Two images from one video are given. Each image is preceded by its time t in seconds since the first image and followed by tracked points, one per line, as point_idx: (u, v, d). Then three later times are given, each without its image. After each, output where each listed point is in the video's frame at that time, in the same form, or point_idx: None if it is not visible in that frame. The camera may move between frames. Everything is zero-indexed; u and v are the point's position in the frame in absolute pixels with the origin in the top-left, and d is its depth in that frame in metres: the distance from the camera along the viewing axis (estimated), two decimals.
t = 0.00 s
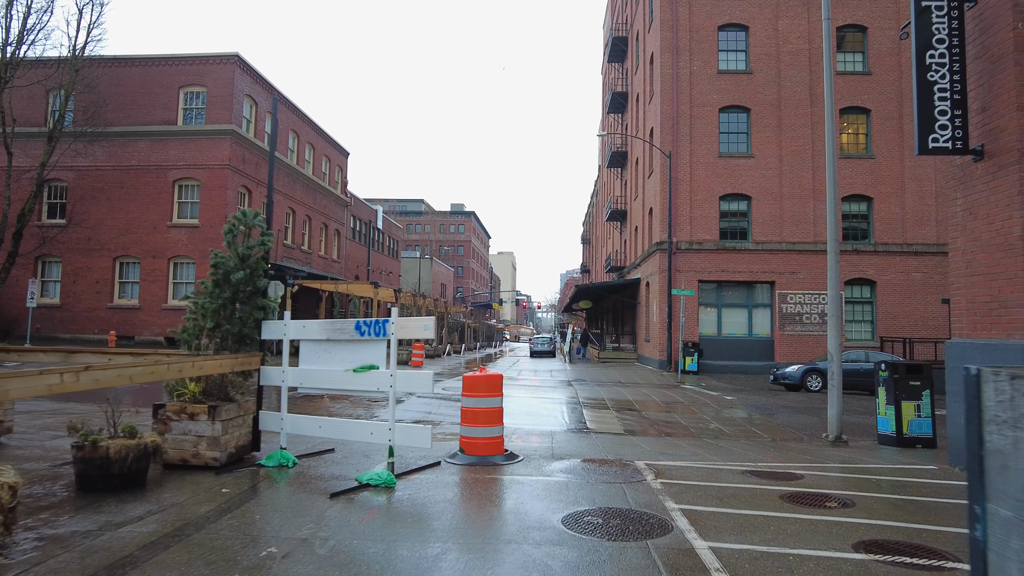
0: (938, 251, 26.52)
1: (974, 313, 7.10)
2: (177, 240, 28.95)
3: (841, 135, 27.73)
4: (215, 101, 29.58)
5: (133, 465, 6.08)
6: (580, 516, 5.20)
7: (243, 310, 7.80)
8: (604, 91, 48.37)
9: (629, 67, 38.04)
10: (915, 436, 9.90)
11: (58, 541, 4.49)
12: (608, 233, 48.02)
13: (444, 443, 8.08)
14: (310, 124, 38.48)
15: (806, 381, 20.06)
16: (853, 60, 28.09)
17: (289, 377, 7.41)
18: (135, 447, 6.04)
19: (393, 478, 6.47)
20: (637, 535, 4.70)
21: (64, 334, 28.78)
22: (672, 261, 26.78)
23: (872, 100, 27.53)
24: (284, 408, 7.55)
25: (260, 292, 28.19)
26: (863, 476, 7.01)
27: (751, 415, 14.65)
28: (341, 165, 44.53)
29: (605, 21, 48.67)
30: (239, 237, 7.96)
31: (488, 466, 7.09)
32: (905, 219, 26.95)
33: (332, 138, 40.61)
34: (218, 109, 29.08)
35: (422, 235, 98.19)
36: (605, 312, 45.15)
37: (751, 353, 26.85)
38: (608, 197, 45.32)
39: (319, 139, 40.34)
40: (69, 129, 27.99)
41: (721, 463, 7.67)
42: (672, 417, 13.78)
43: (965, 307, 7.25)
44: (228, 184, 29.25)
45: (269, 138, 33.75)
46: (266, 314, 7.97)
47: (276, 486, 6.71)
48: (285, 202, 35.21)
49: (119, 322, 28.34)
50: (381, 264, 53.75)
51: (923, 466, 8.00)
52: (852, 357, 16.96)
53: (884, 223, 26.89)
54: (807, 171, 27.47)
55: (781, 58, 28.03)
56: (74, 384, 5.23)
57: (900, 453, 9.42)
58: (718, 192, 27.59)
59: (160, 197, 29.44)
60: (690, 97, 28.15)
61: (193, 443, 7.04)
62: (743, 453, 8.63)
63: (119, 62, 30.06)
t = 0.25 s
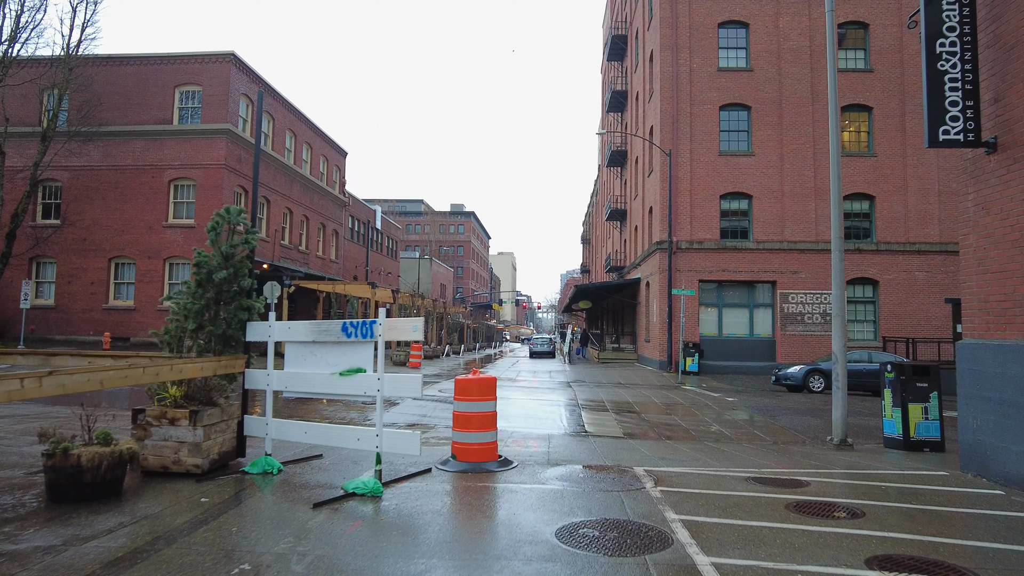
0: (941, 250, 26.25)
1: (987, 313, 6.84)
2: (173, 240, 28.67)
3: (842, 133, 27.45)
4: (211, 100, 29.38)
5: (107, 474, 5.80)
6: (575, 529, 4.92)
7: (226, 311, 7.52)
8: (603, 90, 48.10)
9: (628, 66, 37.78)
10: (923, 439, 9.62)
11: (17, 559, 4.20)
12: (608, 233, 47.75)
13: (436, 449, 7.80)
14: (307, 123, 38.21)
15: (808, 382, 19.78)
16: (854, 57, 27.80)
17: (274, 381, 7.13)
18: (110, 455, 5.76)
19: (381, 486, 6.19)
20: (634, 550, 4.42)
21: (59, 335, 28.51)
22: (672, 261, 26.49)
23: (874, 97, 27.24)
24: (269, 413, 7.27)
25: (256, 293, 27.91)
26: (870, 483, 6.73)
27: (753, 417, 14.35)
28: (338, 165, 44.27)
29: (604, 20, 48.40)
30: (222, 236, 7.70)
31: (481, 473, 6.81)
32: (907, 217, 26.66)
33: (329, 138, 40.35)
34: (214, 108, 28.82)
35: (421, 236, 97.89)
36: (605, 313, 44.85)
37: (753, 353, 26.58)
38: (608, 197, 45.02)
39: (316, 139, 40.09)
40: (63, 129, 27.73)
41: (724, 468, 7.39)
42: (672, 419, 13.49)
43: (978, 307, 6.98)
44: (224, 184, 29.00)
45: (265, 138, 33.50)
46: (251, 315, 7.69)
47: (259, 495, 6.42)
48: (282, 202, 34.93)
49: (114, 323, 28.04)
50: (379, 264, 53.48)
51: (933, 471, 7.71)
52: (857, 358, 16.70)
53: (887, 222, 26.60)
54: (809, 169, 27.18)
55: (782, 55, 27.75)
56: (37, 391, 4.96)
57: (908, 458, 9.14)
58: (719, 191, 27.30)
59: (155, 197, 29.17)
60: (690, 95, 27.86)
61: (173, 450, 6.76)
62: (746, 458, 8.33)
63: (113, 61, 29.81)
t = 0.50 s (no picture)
0: (948, 248, 25.91)
1: (1007, 310, 6.56)
2: (171, 239, 28.45)
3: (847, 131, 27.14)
4: (209, 98, 29.16)
5: (84, 478, 5.51)
6: (576, 538, 4.64)
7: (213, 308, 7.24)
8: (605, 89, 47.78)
9: (630, 63, 37.51)
10: (935, 441, 9.32)
11: None
12: (610, 233, 47.43)
13: (432, 451, 7.53)
14: (308, 122, 37.98)
15: (813, 382, 19.47)
16: (859, 53, 27.48)
17: (263, 380, 6.87)
18: (87, 458, 5.47)
19: (372, 491, 5.91)
20: (639, 561, 4.15)
21: (57, 335, 28.29)
22: (675, 259, 26.19)
23: (880, 94, 26.91)
24: (258, 414, 6.99)
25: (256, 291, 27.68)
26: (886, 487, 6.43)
27: (758, 418, 14.04)
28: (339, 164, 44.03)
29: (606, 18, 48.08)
30: (210, 229, 7.41)
31: (477, 478, 6.53)
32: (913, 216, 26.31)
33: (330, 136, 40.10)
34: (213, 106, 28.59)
35: (423, 236, 97.71)
36: (607, 312, 44.55)
37: (757, 353, 26.27)
38: (610, 196, 44.73)
39: (317, 138, 39.83)
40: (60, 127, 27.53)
41: (732, 471, 7.09)
42: (676, 420, 13.19)
43: (997, 304, 6.71)
44: (223, 182, 28.77)
45: (265, 136, 33.26)
46: (239, 312, 7.43)
47: (246, 499, 6.14)
48: (282, 200, 34.68)
49: (112, 323, 27.83)
50: (381, 264, 53.22)
51: (948, 475, 7.41)
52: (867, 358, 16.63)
53: (892, 220, 26.27)
54: (813, 167, 26.87)
55: (786, 52, 27.45)
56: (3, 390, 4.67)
57: (921, 461, 8.83)
58: (723, 189, 27.00)
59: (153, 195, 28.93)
60: (693, 92, 27.57)
61: (158, 452, 6.47)
62: (753, 461, 8.04)
63: (112, 58, 29.61)
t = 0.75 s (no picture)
0: (957, 247, 25.53)
1: None
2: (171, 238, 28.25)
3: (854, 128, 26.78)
4: (210, 95, 28.94)
5: (62, 484, 5.22)
6: (579, 551, 4.34)
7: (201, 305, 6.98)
8: (609, 87, 47.42)
9: (634, 61, 37.16)
10: (951, 445, 8.99)
11: None
12: (613, 232, 47.09)
13: (429, 456, 7.23)
14: (309, 120, 37.74)
15: (821, 383, 19.13)
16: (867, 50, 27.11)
17: (253, 382, 6.59)
18: (64, 462, 5.18)
19: (366, 498, 5.61)
20: None
21: (56, 334, 28.07)
22: (680, 258, 25.86)
23: (888, 91, 26.53)
24: (248, 416, 6.71)
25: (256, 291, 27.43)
26: (908, 495, 6.09)
27: (765, 420, 13.71)
28: (341, 162, 43.79)
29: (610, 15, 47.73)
30: (200, 224, 7.13)
31: (476, 484, 6.23)
32: (921, 214, 25.94)
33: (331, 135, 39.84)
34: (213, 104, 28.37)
35: (426, 236, 97.47)
36: (611, 312, 44.21)
37: (762, 353, 25.93)
38: (613, 194, 44.38)
39: (318, 136, 39.58)
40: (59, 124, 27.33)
41: (741, 477, 6.78)
42: (681, 422, 12.87)
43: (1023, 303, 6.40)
44: (223, 180, 28.55)
45: (266, 134, 33.02)
46: (229, 310, 7.16)
47: (233, 505, 5.86)
48: (283, 199, 34.45)
49: (111, 322, 27.62)
50: (383, 263, 52.99)
51: (969, 482, 7.08)
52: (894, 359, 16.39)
53: (900, 218, 25.88)
54: (820, 165, 26.51)
55: (793, 48, 27.09)
56: None
57: (936, 465, 8.51)
58: (728, 187, 26.67)
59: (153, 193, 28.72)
60: (698, 88, 27.24)
61: (142, 456, 6.18)
62: (763, 465, 7.73)
63: (112, 55, 29.41)
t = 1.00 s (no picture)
0: (961, 247, 25.25)
1: None
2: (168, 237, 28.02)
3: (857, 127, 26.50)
4: (207, 93, 28.70)
5: (29, 494, 4.95)
6: (575, 568, 4.06)
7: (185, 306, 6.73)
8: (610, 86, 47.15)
9: (635, 60, 36.90)
10: (961, 450, 8.71)
11: None
12: (614, 232, 46.78)
13: (420, 462, 6.95)
14: (308, 119, 37.50)
15: (823, 385, 18.87)
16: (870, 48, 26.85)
17: (237, 385, 6.32)
18: (31, 471, 4.91)
19: (351, 508, 5.34)
20: None
21: (51, 335, 27.81)
22: (681, 258, 25.58)
23: (891, 89, 26.24)
24: (232, 420, 6.44)
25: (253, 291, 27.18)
26: (922, 506, 5.80)
27: (768, 422, 13.43)
28: (340, 162, 43.54)
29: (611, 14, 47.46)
30: (183, 221, 6.86)
31: (468, 493, 5.96)
32: (925, 213, 25.65)
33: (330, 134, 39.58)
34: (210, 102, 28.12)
35: (426, 236, 97.22)
36: (611, 313, 43.94)
37: (764, 354, 25.65)
38: (614, 194, 44.11)
39: (317, 135, 39.32)
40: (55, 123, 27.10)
41: (745, 484, 6.51)
42: (682, 425, 12.61)
43: None
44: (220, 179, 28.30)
45: (264, 133, 32.78)
46: (214, 311, 6.92)
47: (213, 514, 5.59)
48: (281, 198, 34.20)
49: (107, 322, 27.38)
50: (382, 264, 52.75)
51: (982, 490, 6.81)
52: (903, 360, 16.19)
53: (904, 218, 25.59)
54: (823, 164, 26.23)
55: (795, 46, 26.82)
56: None
57: (946, 471, 8.24)
58: (730, 186, 26.39)
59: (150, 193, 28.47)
60: (699, 86, 26.97)
61: (120, 463, 5.91)
62: (767, 471, 7.46)
63: (109, 54, 29.19)
